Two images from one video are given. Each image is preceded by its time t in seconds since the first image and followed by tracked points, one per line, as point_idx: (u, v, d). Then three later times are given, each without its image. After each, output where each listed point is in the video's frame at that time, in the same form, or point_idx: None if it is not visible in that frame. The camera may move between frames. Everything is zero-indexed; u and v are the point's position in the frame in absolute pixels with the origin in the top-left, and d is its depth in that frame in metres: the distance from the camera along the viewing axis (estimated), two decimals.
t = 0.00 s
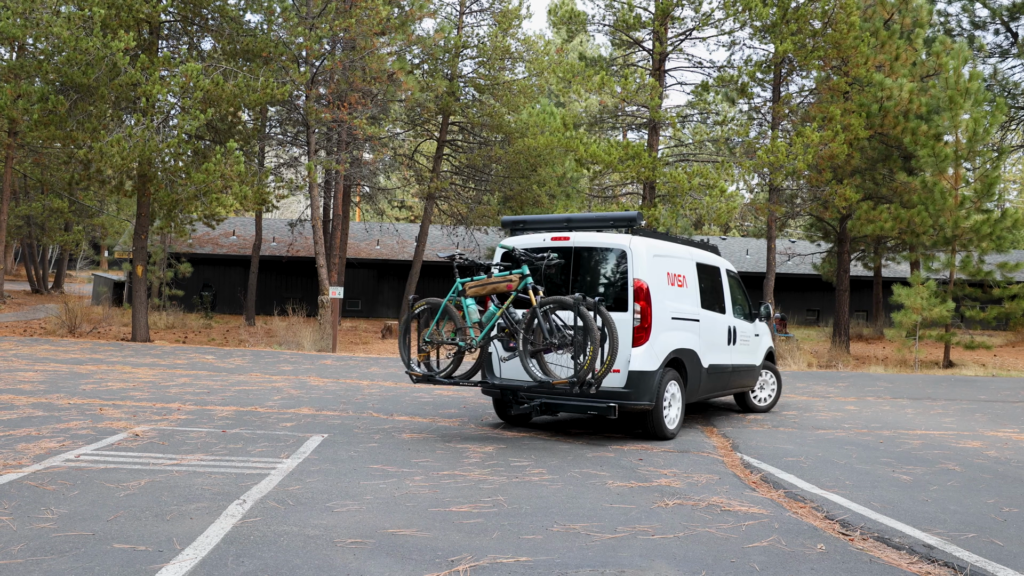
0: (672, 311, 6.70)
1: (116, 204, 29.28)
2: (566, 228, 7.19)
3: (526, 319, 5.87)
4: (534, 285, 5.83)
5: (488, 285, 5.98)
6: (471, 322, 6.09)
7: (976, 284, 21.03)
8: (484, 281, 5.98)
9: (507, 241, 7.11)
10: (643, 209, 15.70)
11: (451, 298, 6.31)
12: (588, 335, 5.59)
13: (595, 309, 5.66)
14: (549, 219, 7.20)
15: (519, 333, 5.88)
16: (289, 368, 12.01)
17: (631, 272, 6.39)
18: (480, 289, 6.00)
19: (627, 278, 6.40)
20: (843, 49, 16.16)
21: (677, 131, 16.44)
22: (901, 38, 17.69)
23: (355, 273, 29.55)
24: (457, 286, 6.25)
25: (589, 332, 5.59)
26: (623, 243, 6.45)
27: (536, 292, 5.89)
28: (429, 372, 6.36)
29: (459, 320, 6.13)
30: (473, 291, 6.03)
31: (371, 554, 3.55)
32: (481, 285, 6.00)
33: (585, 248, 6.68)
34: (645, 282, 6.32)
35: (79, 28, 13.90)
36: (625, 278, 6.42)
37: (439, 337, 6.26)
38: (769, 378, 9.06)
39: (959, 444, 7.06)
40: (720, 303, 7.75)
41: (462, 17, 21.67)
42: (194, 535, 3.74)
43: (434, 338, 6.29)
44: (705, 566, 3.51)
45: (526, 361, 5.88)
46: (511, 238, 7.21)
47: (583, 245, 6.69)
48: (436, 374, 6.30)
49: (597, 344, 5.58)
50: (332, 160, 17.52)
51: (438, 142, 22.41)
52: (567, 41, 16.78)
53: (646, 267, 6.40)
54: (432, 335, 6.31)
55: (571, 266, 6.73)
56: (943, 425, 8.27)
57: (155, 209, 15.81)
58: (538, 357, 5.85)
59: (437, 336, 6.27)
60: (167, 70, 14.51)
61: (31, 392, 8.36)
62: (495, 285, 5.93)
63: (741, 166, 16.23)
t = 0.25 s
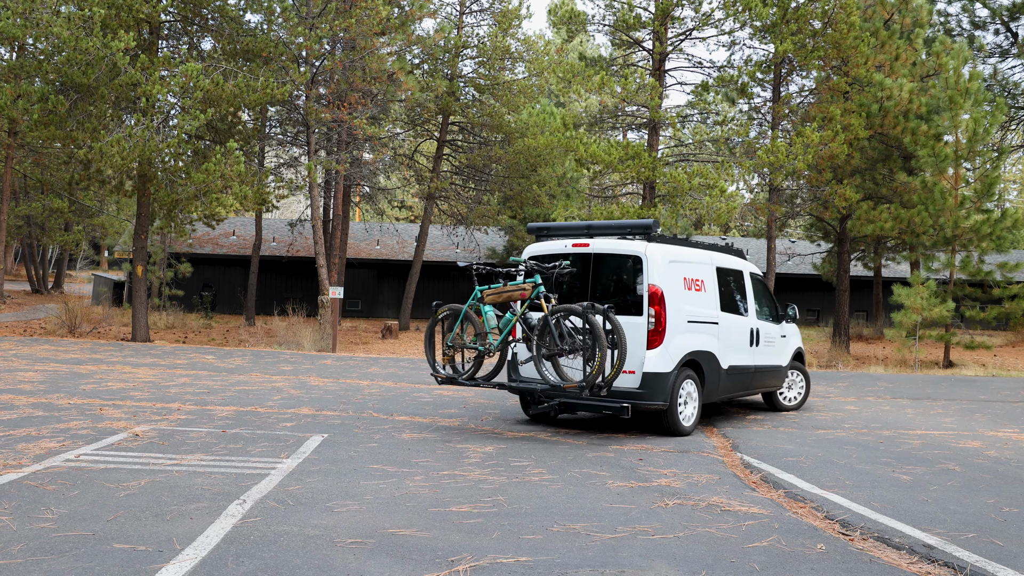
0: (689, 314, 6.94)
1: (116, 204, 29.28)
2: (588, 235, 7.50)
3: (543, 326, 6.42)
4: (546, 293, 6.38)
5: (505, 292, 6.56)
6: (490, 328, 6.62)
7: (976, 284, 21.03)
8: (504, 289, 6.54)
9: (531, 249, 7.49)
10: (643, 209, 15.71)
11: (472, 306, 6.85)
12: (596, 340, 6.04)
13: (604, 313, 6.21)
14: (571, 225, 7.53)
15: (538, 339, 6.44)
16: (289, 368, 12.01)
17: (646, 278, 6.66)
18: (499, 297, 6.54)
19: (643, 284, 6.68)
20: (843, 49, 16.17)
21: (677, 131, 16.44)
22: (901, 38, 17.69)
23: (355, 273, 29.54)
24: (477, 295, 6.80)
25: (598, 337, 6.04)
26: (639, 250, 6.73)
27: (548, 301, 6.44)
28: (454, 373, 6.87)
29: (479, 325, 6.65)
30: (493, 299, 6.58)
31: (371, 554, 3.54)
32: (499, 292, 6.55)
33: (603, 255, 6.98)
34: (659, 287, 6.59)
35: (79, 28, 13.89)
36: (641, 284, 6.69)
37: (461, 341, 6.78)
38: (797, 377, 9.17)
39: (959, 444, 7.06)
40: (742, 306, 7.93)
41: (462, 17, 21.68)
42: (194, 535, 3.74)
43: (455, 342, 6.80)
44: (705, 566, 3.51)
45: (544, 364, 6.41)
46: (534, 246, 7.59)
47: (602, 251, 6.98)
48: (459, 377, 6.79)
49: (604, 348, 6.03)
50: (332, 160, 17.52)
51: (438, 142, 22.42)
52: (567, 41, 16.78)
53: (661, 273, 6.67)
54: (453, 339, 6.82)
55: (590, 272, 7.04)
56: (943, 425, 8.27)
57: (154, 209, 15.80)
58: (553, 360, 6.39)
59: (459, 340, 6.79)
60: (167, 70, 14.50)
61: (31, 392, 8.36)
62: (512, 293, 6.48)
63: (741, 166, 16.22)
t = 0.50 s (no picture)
0: (705, 314, 7.18)
1: (116, 204, 29.29)
2: (606, 238, 7.74)
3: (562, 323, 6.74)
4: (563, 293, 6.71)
5: (526, 293, 6.91)
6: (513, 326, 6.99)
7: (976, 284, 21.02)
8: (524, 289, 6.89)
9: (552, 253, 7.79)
10: (643, 210, 15.72)
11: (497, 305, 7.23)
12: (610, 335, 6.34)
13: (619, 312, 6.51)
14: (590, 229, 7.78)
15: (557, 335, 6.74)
16: (289, 368, 12.01)
17: (661, 280, 6.91)
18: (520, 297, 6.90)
19: (658, 286, 6.93)
20: (843, 49, 16.19)
21: (677, 131, 16.44)
22: (901, 38, 17.69)
23: (355, 273, 29.54)
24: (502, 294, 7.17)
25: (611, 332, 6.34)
26: (653, 253, 6.97)
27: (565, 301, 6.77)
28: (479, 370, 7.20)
29: (503, 323, 7.05)
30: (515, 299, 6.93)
31: (370, 554, 3.54)
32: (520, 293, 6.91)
33: (620, 257, 7.21)
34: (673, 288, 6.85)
35: (79, 28, 13.89)
36: (656, 285, 6.94)
37: (487, 339, 7.18)
38: (825, 377, 9.26)
39: (959, 444, 7.06)
40: (762, 305, 8.12)
41: (462, 17, 21.68)
42: (194, 535, 3.74)
43: (482, 339, 7.20)
44: (705, 566, 3.51)
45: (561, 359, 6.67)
46: (557, 250, 7.88)
47: (619, 254, 7.22)
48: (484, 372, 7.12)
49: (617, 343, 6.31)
50: (332, 160, 17.53)
51: (438, 142, 22.43)
52: (567, 41, 16.78)
53: (675, 275, 6.92)
54: (480, 336, 7.22)
55: (608, 274, 7.30)
56: (943, 425, 8.27)
57: (154, 209, 15.80)
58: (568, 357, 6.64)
59: (485, 338, 7.19)
60: (167, 70, 14.50)
61: (31, 392, 8.37)
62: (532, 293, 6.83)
63: (741, 166, 16.21)
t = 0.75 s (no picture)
0: (723, 317, 7.30)
1: (116, 204, 29.29)
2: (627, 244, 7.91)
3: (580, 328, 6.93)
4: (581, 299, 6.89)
5: (545, 299, 7.07)
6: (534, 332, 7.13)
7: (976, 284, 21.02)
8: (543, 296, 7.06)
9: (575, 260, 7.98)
10: (643, 209, 15.73)
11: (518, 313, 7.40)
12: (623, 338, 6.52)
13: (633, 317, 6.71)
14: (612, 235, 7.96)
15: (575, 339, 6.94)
16: (289, 368, 12.01)
17: (679, 284, 7.05)
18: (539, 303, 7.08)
19: (676, 290, 7.07)
20: (843, 49, 16.21)
21: (677, 131, 16.44)
22: (901, 38, 17.68)
23: (355, 273, 29.54)
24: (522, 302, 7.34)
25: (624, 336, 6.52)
26: (670, 259, 7.11)
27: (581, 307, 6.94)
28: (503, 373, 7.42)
29: (524, 329, 7.19)
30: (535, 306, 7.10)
31: (370, 554, 3.54)
32: (539, 300, 7.08)
33: (641, 263, 7.36)
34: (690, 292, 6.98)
35: (79, 28, 13.89)
36: (674, 290, 7.08)
37: (509, 345, 7.34)
38: (854, 376, 9.33)
39: (959, 444, 7.06)
40: (785, 308, 8.21)
41: (462, 17, 21.69)
42: (194, 536, 3.74)
43: (504, 345, 7.37)
44: (705, 566, 3.51)
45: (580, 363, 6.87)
46: (580, 257, 8.07)
47: (639, 260, 7.37)
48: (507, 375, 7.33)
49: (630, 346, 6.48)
50: (332, 160, 17.54)
51: (438, 142, 22.44)
52: (567, 41, 16.79)
53: (693, 280, 7.05)
54: (503, 342, 7.39)
55: (629, 280, 7.45)
56: (943, 425, 8.27)
57: (154, 209, 15.80)
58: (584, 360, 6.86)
59: (507, 344, 7.35)
60: (166, 70, 14.51)
61: (31, 392, 8.37)
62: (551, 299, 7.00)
63: (741, 166, 16.21)
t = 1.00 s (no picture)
0: (742, 319, 7.52)
1: (116, 204, 29.28)
2: (651, 246, 8.20)
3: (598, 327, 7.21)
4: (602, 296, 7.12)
5: (568, 298, 7.28)
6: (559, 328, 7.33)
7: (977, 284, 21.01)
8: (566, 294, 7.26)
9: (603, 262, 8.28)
10: (643, 209, 15.74)
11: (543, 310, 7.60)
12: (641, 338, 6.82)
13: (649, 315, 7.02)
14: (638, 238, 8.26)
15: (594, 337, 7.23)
16: (289, 368, 12.01)
17: (698, 285, 7.29)
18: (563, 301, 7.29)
19: (696, 291, 7.31)
20: (843, 49, 16.23)
21: (677, 131, 16.44)
22: (901, 38, 17.68)
23: (355, 273, 29.53)
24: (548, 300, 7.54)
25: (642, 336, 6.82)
26: (690, 260, 7.37)
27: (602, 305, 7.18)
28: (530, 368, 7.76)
29: (550, 326, 7.40)
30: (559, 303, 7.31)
31: (370, 555, 3.53)
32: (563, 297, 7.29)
33: (662, 264, 7.64)
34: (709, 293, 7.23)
35: (79, 29, 13.88)
36: (694, 291, 7.32)
37: (536, 340, 7.58)
38: (882, 377, 9.43)
39: (959, 444, 7.06)
40: (808, 309, 8.38)
41: (462, 17, 21.70)
42: (194, 535, 3.74)
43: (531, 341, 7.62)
44: (704, 566, 3.51)
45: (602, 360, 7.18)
46: (607, 259, 8.37)
47: (662, 262, 7.64)
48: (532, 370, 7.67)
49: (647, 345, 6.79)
50: (332, 160, 17.54)
51: (438, 142, 22.45)
52: (567, 41, 16.79)
53: (712, 281, 7.29)
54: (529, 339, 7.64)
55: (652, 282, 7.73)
56: (943, 425, 8.27)
57: (154, 209, 15.80)
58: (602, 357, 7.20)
59: (534, 340, 7.60)
60: (167, 70, 14.51)
61: (31, 392, 8.36)
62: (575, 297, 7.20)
63: (741, 166, 16.22)
